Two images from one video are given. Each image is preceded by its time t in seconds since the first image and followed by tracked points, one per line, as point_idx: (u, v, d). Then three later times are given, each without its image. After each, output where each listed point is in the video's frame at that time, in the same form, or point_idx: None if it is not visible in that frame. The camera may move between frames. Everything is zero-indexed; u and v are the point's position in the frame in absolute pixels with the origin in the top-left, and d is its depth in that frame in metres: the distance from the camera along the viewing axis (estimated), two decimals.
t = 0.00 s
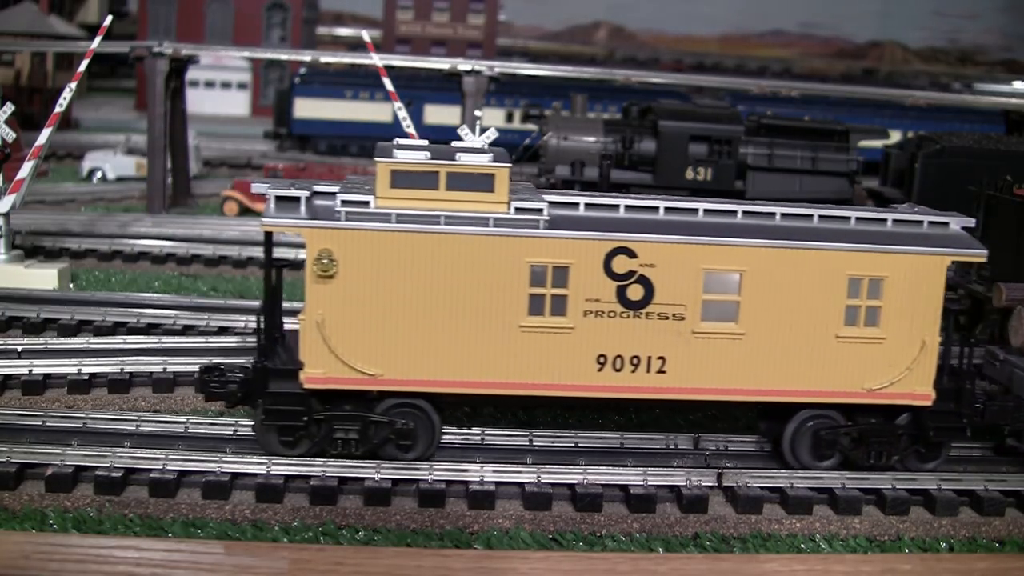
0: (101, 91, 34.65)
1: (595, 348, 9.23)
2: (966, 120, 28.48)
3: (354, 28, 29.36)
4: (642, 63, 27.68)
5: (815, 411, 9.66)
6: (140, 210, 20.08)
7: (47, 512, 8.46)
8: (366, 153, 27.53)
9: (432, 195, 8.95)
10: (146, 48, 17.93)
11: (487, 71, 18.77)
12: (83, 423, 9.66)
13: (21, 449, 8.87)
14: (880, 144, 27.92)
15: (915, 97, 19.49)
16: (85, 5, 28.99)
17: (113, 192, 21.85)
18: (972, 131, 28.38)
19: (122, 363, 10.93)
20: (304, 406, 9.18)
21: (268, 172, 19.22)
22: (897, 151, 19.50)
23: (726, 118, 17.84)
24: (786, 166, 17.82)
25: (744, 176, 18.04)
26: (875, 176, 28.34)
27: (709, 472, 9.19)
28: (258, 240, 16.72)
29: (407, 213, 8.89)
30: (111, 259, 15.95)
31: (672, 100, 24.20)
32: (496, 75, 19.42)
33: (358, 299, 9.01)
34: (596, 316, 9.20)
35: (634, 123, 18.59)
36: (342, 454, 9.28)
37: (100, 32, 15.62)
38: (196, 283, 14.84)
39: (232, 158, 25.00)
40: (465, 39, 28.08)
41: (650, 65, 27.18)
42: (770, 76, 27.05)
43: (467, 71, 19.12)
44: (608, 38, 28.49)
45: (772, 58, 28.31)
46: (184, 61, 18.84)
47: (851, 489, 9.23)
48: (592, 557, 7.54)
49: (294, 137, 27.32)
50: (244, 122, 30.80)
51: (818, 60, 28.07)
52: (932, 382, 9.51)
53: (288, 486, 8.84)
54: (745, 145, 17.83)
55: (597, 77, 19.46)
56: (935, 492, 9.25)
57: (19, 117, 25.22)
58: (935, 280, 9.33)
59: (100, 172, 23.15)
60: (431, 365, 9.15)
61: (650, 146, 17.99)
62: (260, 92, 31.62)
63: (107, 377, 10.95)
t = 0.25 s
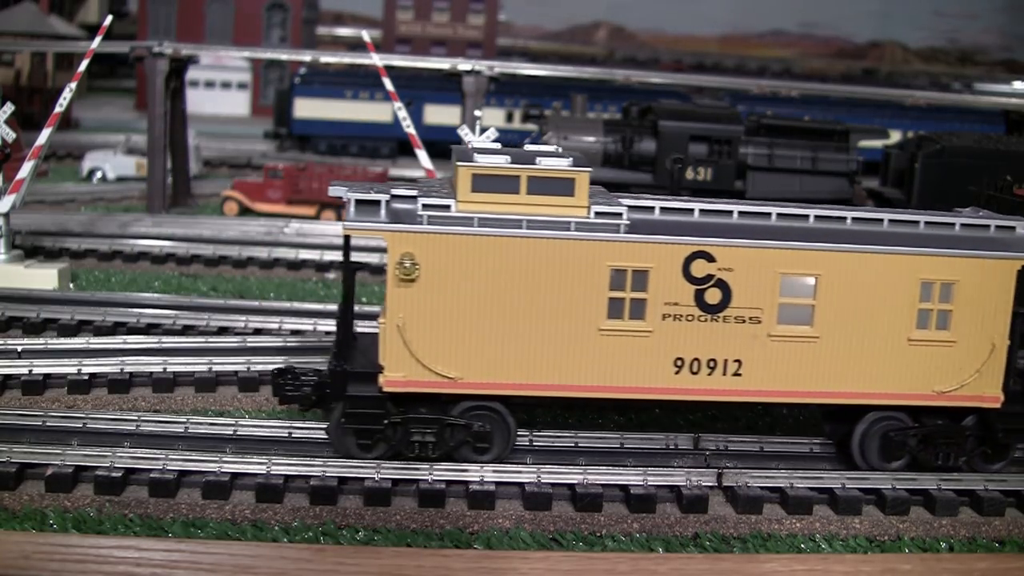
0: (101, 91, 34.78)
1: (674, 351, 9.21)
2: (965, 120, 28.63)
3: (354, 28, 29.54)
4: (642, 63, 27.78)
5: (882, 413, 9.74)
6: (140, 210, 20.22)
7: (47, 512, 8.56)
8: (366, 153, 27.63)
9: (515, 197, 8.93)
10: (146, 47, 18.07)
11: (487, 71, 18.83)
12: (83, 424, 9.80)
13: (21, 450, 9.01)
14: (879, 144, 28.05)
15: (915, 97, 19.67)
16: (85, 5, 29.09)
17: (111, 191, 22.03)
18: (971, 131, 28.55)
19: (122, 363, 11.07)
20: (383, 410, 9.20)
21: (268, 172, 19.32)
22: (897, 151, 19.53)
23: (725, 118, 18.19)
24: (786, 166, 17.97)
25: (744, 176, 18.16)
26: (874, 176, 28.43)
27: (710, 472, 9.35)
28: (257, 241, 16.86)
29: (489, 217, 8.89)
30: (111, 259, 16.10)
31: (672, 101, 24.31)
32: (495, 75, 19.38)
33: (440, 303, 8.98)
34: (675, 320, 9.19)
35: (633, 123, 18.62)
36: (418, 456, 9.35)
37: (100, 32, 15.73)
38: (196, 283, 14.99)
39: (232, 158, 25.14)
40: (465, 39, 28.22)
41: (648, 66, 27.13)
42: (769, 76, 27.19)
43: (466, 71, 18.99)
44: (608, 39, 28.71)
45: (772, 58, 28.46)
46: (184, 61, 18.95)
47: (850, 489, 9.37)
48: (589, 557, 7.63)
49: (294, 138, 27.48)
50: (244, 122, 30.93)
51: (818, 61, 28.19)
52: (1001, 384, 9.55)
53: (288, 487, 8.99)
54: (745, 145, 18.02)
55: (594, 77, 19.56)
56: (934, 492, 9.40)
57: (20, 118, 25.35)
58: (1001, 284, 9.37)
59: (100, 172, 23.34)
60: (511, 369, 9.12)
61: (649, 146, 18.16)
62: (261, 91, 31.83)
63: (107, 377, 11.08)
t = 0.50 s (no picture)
0: (101, 92, 34.59)
1: (749, 354, 9.01)
2: (966, 120, 28.48)
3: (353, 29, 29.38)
4: (643, 62, 27.53)
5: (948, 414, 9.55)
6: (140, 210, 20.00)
7: (47, 512, 8.34)
8: (366, 153, 27.35)
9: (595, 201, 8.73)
10: (146, 47, 17.85)
11: (488, 71, 18.61)
12: (83, 423, 9.59)
13: (21, 449, 8.78)
14: (879, 144, 27.82)
15: (915, 97, 19.43)
16: (85, 5, 28.80)
17: (112, 191, 21.78)
18: (971, 131, 28.36)
19: (122, 363, 10.82)
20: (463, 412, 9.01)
21: (268, 172, 19.07)
22: (897, 151, 19.28)
23: (726, 118, 18.14)
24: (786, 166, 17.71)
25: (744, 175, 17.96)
26: (875, 176, 28.20)
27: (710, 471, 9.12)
28: (257, 240, 16.63)
29: (571, 220, 8.69)
30: (111, 259, 15.88)
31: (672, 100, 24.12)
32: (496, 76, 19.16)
33: (519, 306, 8.78)
34: (751, 322, 8.98)
35: (633, 123, 18.48)
36: (496, 459, 9.16)
37: (98, 29, 15.55)
38: (196, 283, 14.77)
39: (232, 158, 24.94)
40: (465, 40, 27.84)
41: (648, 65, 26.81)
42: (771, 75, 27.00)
43: (466, 71, 18.77)
44: (608, 38, 28.57)
45: (772, 58, 28.23)
46: (185, 61, 18.69)
47: (851, 489, 9.14)
48: (589, 557, 7.41)
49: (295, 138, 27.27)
50: (243, 122, 30.71)
51: (819, 60, 27.99)
52: None
53: (288, 487, 8.77)
54: (745, 146, 17.88)
55: (596, 77, 19.36)
56: (934, 492, 9.18)
57: (19, 117, 25.15)
58: None
59: (100, 172, 23.11)
60: (589, 371, 8.91)
61: (650, 146, 18.13)
62: (261, 92, 31.62)
63: (107, 377, 10.84)
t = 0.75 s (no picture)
0: (101, 92, 34.59)
1: (822, 355, 9.09)
2: (966, 120, 28.52)
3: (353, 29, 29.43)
4: (643, 62, 27.48)
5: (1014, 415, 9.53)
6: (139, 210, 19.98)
7: (47, 511, 8.33)
8: (366, 153, 27.35)
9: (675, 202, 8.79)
10: (146, 47, 17.84)
11: (488, 71, 18.55)
12: (83, 423, 9.58)
13: (21, 449, 8.78)
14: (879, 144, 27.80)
15: (915, 97, 19.43)
16: (84, 5, 28.69)
17: (112, 191, 21.75)
18: (971, 131, 28.40)
19: (122, 363, 10.78)
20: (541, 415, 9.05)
21: (268, 172, 19.02)
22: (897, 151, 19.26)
23: (726, 118, 18.03)
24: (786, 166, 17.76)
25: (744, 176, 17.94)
26: (875, 176, 28.20)
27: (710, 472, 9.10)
28: (257, 240, 16.61)
29: (650, 224, 8.79)
30: (111, 260, 15.87)
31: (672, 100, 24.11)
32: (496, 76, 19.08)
33: (600, 309, 8.85)
34: (825, 324, 9.07)
35: (633, 123, 18.49)
36: (571, 461, 9.18)
37: (98, 29, 15.55)
38: (196, 283, 14.77)
39: (232, 158, 24.95)
40: (465, 39, 27.85)
41: (648, 66, 26.79)
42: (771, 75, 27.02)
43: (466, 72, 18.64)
44: (608, 39, 28.60)
45: (772, 59, 28.24)
46: (185, 61, 18.66)
47: (851, 489, 9.12)
48: (588, 557, 7.39)
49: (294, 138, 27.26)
50: (243, 122, 30.70)
51: (820, 60, 27.97)
52: None
53: (288, 487, 8.76)
54: (745, 146, 17.81)
55: (596, 78, 19.33)
56: (934, 492, 9.17)
57: (19, 117, 25.17)
58: None
59: (100, 172, 23.07)
60: (667, 373, 8.99)
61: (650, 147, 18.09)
62: (261, 92, 31.59)
63: (107, 377, 10.80)
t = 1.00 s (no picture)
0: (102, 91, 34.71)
1: (894, 357, 9.16)
2: (965, 120, 28.61)
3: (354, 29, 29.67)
4: (642, 63, 27.51)
5: None
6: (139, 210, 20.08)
7: (47, 512, 8.43)
8: (366, 152, 27.45)
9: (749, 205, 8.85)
10: (146, 47, 17.95)
11: (488, 71, 18.54)
12: (83, 423, 9.61)
13: (20, 449, 8.89)
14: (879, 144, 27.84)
15: (916, 97, 19.47)
16: (85, 5, 28.54)
17: (112, 191, 21.82)
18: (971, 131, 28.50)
19: (122, 363, 10.82)
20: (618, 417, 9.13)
21: (268, 172, 19.10)
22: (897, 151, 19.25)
23: (726, 119, 17.29)
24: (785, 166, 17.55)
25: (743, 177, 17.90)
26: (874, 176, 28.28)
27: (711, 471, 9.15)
28: (257, 240, 16.69)
29: (726, 226, 8.84)
30: (111, 259, 16.02)
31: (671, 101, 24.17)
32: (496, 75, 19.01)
33: (679, 312, 8.89)
34: (897, 326, 9.13)
35: (633, 123, 17.75)
36: (647, 462, 9.26)
37: (100, 31, 15.61)
38: (196, 283, 14.86)
39: (232, 158, 25.07)
40: (465, 39, 27.99)
41: (648, 66, 26.84)
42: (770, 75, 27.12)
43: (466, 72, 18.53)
44: (608, 39, 28.47)
45: (772, 59, 28.32)
46: (185, 61, 18.74)
47: (850, 489, 9.20)
48: (589, 557, 7.42)
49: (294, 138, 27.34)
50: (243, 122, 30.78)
51: (820, 60, 28.01)
52: None
53: (288, 486, 8.85)
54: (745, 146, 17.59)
55: (595, 78, 19.37)
56: (934, 492, 9.26)
57: (20, 118, 25.30)
58: None
59: (100, 172, 23.17)
60: (744, 375, 9.04)
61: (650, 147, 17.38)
62: (261, 92, 31.67)
63: (107, 377, 10.85)
